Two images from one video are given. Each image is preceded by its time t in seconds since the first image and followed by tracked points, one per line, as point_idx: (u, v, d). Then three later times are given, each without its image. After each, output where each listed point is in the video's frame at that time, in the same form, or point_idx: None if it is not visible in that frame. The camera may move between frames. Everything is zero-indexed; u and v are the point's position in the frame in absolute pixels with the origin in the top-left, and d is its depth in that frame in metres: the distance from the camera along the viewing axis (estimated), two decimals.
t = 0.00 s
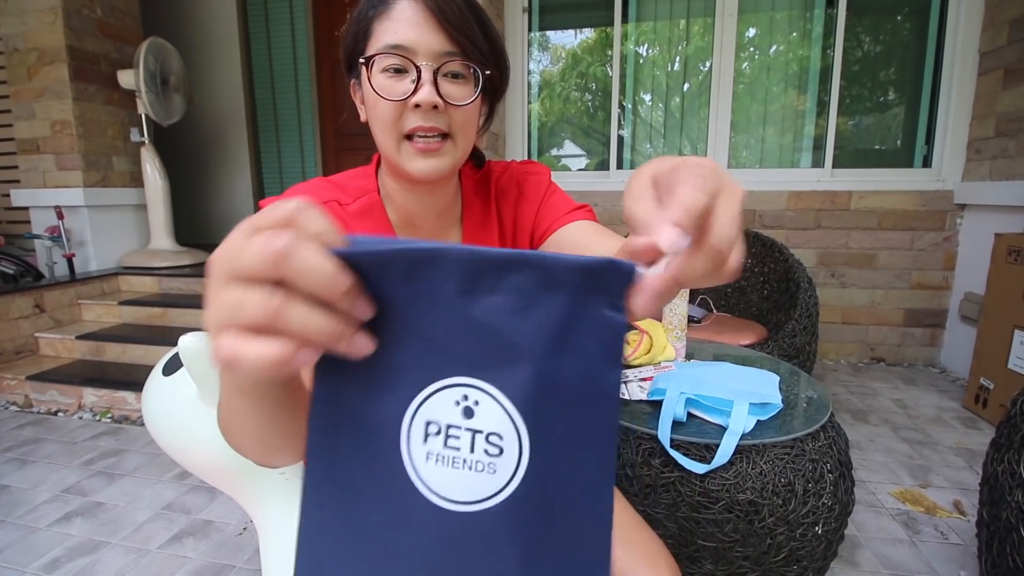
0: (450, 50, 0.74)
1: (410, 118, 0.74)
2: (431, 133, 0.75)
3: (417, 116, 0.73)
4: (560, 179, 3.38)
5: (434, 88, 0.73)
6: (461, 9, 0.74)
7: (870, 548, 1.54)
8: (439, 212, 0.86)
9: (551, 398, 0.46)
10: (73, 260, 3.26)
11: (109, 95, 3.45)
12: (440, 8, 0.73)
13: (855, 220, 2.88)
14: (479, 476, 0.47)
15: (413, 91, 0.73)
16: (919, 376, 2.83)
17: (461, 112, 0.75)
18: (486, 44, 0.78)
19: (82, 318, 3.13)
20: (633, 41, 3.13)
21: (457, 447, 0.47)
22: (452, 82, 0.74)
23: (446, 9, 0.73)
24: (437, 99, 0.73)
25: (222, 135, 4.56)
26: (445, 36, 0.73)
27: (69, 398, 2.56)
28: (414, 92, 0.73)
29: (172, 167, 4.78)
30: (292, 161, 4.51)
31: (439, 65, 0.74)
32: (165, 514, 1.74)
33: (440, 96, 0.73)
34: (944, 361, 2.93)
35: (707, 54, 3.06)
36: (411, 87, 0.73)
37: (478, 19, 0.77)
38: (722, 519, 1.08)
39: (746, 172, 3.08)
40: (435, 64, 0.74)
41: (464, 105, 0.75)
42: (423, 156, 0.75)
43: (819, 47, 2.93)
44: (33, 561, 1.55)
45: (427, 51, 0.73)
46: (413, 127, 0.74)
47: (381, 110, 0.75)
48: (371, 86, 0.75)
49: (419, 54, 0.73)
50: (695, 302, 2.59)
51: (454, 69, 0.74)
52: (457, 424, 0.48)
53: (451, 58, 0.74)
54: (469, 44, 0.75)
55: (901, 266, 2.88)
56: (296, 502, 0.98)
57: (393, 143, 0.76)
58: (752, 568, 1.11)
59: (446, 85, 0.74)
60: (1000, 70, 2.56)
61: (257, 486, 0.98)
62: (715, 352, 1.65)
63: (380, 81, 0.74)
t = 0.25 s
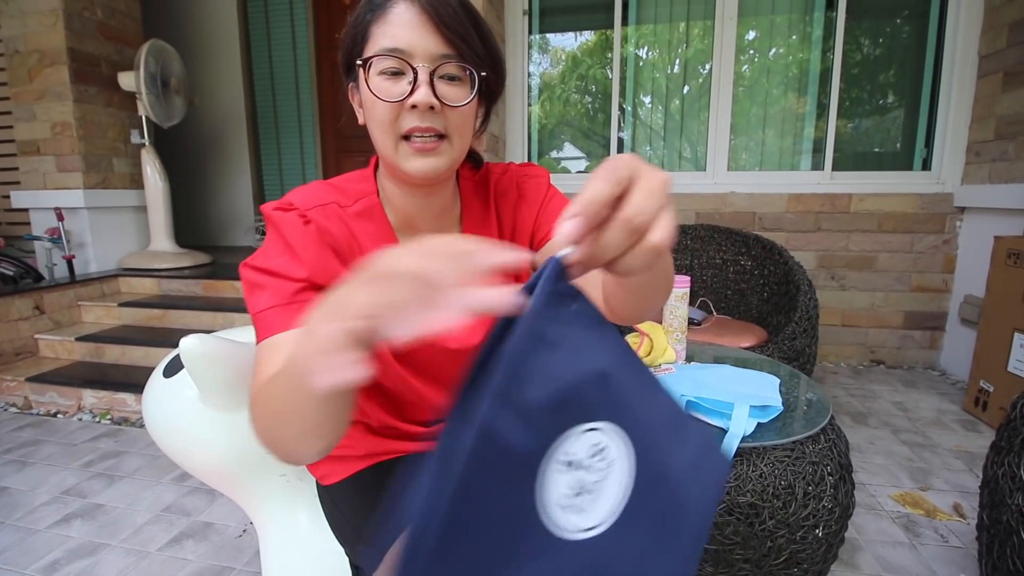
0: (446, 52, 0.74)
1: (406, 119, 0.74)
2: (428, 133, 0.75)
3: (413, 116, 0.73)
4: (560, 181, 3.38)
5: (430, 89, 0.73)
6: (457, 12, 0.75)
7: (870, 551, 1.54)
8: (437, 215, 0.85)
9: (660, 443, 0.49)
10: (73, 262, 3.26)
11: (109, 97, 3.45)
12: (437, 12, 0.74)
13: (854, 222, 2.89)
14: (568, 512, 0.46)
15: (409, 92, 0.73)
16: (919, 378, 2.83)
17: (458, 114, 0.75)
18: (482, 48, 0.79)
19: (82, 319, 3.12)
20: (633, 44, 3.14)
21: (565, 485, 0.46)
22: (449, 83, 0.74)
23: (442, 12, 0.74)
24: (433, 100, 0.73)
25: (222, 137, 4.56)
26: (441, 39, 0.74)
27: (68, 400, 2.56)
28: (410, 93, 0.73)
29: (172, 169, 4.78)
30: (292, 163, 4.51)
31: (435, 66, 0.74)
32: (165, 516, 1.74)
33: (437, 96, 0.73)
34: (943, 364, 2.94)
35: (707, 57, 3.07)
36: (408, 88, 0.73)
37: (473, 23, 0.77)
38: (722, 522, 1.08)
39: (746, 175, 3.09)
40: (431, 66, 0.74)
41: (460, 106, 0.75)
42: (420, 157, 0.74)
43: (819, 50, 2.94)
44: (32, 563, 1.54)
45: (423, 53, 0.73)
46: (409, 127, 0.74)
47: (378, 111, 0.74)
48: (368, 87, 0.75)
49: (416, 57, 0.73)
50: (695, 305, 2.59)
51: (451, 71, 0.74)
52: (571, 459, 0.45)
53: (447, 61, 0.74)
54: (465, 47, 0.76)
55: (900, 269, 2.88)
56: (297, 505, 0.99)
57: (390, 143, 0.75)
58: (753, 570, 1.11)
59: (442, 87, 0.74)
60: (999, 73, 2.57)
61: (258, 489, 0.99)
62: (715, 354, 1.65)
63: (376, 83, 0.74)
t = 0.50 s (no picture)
0: (447, 52, 0.74)
1: (410, 119, 0.74)
2: (432, 132, 0.75)
3: (417, 116, 0.73)
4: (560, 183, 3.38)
5: (433, 89, 0.73)
6: (456, 14, 0.75)
7: (870, 553, 1.54)
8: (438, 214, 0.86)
9: (679, 438, 0.52)
10: (74, 261, 3.26)
11: (111, 97, 3.46)
12: (437, 13, 0.74)
13: (854, 225, 2.89)
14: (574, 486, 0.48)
15: (413, 92, 0.73)
16: (918, 381, 2.83)
17: (460, 112, 0.75)
18: (481, 47, 0.79)
19: (82, 319, 3.13)
20: (633, 46, 3.15)
21: (586, 450, 0.48)
22: (451, 83, 0.75)
23: (443, 13, 0.74)
24: (436, 99, 0.73)
25: (223, 138, 4.56)
26: (441, 39, 0.74)
27: (68, 400, 2.56)
28: (414, 92, 0.73)
29: (173, 169, 4.79)
30: (293, 164, 4.51)
31: (437, 66, 0.74)
32: (165, 516, 1.74)
33: (440, 95, 0.73)
34: (943, 366, 2.94)
35: (708, 59, 3.07)
36: (411, 88, 0.73)
37: (472, 23, 0.78)
38: (723, 523, 1.08)
39: (746, 177, 3.09)
40: (434, 66, 0.74)
41: (462, 105, 0.75)
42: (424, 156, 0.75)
43: (819, 52, 2.95)
44: (32, 562, 1.55)
45: (425, 54, 0.73)
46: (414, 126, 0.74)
47: (382, 112, 0.74)
48: (371, 88, 0.75)
49: (418, 57, 0.73)
50: (695, 306, 2.59)
51: (453, 70, 0.75)
52: (597, 426, 0.48)
53: (449, 60, 0.74)
54: (464, 48, 0.76)
55: (900, 271, 2.88)
56: (298, 504, 0.98)
57: (394, 143, 0.75)
58: (753, 572, 1.11)
59: (445, 86, 0.74)
60: (999, 76, 2.57)
61: (259, 488, 0.99)
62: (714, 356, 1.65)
63: (380, 84, 0.74)
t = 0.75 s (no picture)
0: (447, 52, 0.75)
1: (412, 117, 0.74)
2: (434, 130, 0.75)
3: (419, 114, 0.73)
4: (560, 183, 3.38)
5: (434, 87, 0.73)
6: (457, 14, 0.76)
7: (870, 554, 1.55)
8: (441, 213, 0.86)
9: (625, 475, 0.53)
10: (75, 262, 3.27)
11: (112, 98, 3.46)
12: (438, 13, 0.74)
13: (855, 226, 2.89)
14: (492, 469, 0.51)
15: (415, 90, 0.73)
16: (919, 382, 2.83)
17: (462, 110, 0.76)
18: (481, 46, 0.79)
19: (83, 319, 3.13)
20: (633, 47, 3.15)
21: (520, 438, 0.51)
22: (452, 82, 0.75)
23: (443, 14, 0.75)
24: (438, 97, 0.73)
25: (223, 138, 4.57)
26: (442, 39, 0.74)
27: (69, 400, 2.57)
28: (416, 91, 0.73)
29: (174, 169, 4.79)
30: (293, 164, 4.52)
31: (438, 65, 0.74)
32: (166, 516, 1.74)
33: (441, 94, 0.73)
34: (944, 367, 2.94)
35: (708, 60, 3.08)
36: (413, 87, 0.73)
37: (472, 23, 0.78)
38: (723, 524, 1.09)
39: (746, 178, 3.10)
40: (435, 65, 0.74)
41: (464, 103, 0.75)
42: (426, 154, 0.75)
43: (819, 53, 2.95)
44: (33, 562, 1.55)
45: (426, 53, 0.74)
46: (416, 124, 0.74)
47: (384, 110, 0.75)
48: (373, 88, 0.75)
49: (419, 57, 0.74)
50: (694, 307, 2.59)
51: (453, 69, 0.75)
52: (536, 417, 0.51)
53: (450, 60, 0.74)
54: (465, 47, 0.77)
55: (900, 272, 2.88)
56: (299, 504, 0.99)
57: (397, 141, 0.76)
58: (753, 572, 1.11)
59: (446, 85, 0.74)
60: (999, 77, 2.58)
61: (260, 488, 0.99)
62: (714, 357, 1.65)
63: (382, 83, 0.74)
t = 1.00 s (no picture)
0: (453, 53, 0.75)
1: (418, 118, 0.74)
2: (439, 131, 0.75)
3: (425, 115, 0.74)
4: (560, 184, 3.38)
5: (440, 89, 0.74)
6: (463, 15, 0.76)
7: (870, 555, 1.55)
8: (443, 215, 0.86)
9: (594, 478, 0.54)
10: (75, 262, 3.27)
11: (113, 99, 3.47)
12: (445, 14, 0.75)
13: (855, 227, 2.89)
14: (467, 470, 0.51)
15: (421, 92, 0.74)
16: (919, 383, 2.83)
17: (467, 111, 0.76)
18: (487, 48, 0.79)
19: (84, 319, 3.13)
20: (634, 48, 3.15)
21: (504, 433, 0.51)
22: (458, 83, 0.75)
23: (450, 15, 0.75)
24: (443, 98, 0.73)
25: (224, 139, 4.57)
26: (448, 40, 0.75)
27: (70, 400, 2.57)
28: (422, 92, 0.73)
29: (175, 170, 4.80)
30: (294, 165, 4.52)
31: (444, 67, 0.75)
32: (166, 516, 1.74)
33: (447, 95, 0.74)
34: (944, 369, 2.93)
35: (708, 61, 3.08)
36: (419, 88, 0.74)
37: (478, 24, 0.78)
38: (723, 525, 1.09)
39: (746, 179, 3.10)
40: (441, 66, 0.75)
41: (469, 104, 0.76)
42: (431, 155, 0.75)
43: (819, 55, 2.96)
44: (34, 562, 1.55)
45: (433, 54, 0.74)
46: (422, 126, 0.74)
47: (391, 111, 0.75)
48: (380, 88, 0.75)
49: (425, 58, 0.74)
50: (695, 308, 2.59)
51: (459, 71, 0.75)
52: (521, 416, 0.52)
53: (456, 61, 0.75)
54: (471, 49, 0.77)
55: (901, 274, 2.89)
56: (300, 504, 0.99)
57: (403, 141, 0.76)
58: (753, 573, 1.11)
59: (452, 86, 0.75)
60: (1000, 79, 2.58)
61: (261, 489, 0.99)
62: (715, 358, 1.66)
63: (389, 84, 0.75)
